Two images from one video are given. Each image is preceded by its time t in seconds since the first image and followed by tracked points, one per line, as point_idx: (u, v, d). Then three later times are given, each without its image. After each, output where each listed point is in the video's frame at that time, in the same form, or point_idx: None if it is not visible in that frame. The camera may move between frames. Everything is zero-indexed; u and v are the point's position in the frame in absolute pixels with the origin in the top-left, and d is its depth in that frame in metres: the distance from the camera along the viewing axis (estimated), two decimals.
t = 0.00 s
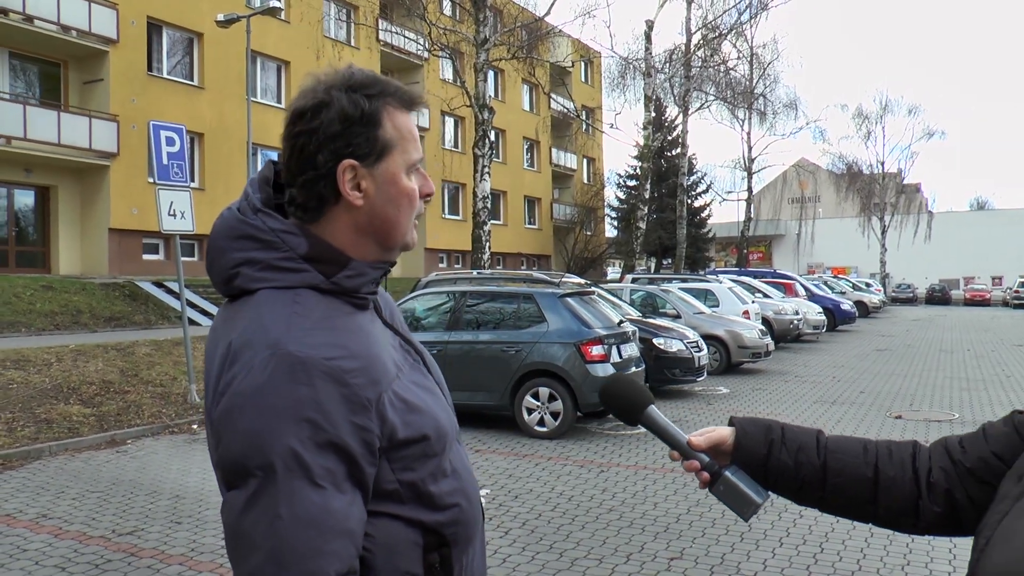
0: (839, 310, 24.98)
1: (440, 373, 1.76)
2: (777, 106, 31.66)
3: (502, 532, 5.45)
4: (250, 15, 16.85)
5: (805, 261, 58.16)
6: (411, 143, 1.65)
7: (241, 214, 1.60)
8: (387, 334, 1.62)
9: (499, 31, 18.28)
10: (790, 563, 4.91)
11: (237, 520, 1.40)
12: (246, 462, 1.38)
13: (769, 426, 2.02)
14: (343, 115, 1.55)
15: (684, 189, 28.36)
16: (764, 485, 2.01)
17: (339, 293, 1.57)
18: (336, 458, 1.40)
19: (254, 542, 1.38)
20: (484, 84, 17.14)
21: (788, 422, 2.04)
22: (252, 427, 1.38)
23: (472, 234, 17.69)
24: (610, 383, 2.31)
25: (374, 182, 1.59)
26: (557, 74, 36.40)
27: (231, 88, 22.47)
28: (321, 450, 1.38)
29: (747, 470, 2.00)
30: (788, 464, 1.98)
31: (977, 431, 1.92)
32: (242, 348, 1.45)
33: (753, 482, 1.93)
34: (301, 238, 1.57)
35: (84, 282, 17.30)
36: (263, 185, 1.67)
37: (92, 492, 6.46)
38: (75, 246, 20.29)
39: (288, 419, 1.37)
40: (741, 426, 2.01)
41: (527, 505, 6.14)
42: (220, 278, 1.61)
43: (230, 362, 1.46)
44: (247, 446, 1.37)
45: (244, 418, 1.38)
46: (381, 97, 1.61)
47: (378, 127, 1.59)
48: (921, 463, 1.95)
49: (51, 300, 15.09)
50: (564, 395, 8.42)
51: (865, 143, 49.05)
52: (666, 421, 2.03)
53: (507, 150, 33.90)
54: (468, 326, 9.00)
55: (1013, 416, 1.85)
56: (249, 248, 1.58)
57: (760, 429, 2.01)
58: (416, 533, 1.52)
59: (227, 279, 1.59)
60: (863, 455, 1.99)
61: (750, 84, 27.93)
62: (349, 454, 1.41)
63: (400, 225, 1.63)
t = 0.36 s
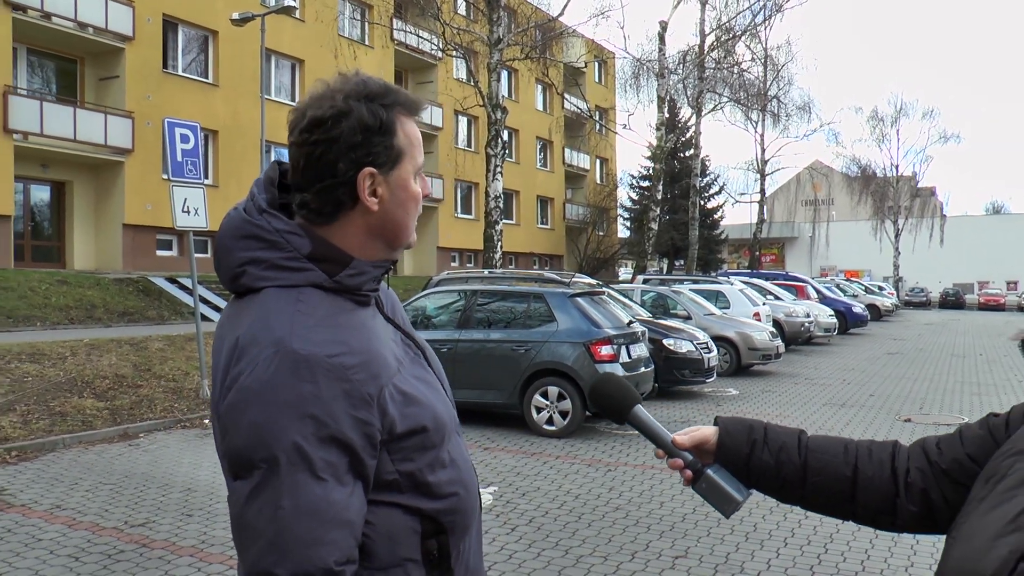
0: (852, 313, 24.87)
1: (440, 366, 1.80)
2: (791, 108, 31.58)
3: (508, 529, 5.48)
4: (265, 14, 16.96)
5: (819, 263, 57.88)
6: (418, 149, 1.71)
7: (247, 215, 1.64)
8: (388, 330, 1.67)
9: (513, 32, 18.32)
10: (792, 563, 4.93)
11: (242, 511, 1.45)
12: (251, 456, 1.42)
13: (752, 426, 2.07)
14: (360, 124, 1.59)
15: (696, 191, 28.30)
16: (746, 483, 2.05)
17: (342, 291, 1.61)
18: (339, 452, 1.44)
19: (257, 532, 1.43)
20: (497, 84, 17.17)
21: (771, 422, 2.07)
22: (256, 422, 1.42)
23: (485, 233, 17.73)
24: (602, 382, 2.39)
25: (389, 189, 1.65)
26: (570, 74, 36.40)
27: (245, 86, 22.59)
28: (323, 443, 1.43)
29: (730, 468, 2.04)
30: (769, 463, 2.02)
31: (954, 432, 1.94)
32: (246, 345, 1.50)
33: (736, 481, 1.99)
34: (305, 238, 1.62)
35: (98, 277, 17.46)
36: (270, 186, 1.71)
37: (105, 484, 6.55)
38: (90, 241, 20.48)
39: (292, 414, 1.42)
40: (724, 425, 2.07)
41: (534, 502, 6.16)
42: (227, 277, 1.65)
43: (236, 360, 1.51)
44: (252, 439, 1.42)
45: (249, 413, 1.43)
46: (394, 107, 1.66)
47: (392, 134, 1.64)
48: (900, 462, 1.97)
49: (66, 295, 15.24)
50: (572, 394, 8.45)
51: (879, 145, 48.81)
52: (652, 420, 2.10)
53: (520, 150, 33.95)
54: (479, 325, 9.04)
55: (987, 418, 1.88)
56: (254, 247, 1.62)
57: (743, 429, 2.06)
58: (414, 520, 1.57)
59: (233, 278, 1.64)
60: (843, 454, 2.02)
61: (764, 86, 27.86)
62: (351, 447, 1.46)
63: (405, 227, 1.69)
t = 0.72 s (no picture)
0: (875, 314, 24.60)
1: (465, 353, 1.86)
2: (814, 108, 31.32)
3: (528, 526, 5.51)
4: (289, 14, 17.11)
5: (843, 264, 57.32)
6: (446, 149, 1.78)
7: (280, 208, 1.66)
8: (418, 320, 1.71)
9: (536, 31, 18.32)
10: (810, 562, 4.90)
11: (287, 497, 1.47)
12: (298, 443, 1.46)
13: (763, 421, 2.09)
14: (412, 127, 1.64)
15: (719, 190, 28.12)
16: (756, 478, 2.07)
17: (372, 282, 1.65)
18: (383, 439, 1.48)
19: (302, 518, 1.46)
20: (520, 84, 17.17)
21: (780, 418, 2.09)
22: (303, 410, 1.46)
23: (507, 233, 17.75)
24: (615, 376, 2.43)
25: (426, 190, 1.71)
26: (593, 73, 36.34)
27: (268, 86, 22.80)
28: (369, 431, 1.46)
29: (739, 462, 2.07)
30: (777, 458, 2.04)
31: (960, 429, 1.94)
32: (289, 333, 1.54)
33: (745, 475, 2.01)
34: (337, 229, 1.65)
35: (124, 275, 17.71)
36: (296, 179, 1.73)
37: (130, 477, 6.66)
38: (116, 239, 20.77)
39: (338, 403, 1.45)
40: (734, 421, 2.09)
41: (554, 500, 6.18)
42: (258, 268, 1.68)
43: (276, 348, 1.55)
44: (298, 427, 1.45)
45: (294, 402, 1.46)
46: (436, 112, 1.71)
47: (430, 135, 1.69)
48: (909, 458, 1.97)
49: (93, 292, 15.48)
50: (593, 393, 8.45)
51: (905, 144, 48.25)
52: (663, 414, 2.13)
53: (543, 150, 33.97)
54: (500, 324, 9.08)
55: (995, 415, 1.87)
56: (287, 240, 1.65)
57: (753, 424, 2.08)
58: (443, 505, 1.62)
59: (263, 271, 1.67)
60: (852, 449, 2.03)
61: (788, 85, 27.64)
62: (394, 435, 1.49)
63: (431, 224, 1.77)
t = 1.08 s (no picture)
0: (887, 314, 24.47)
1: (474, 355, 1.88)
2: (825, 107, 31.19)
3: (539, 526, 5.52)
4: (300, 16, 17.22)
5: (856, 264, 57.03)
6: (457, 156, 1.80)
7: (289, 213, 1.68)
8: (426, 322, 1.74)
9: (547, 32, 18.34)
10: (820, 563, 4.90)
11: (299, 505, 1.50)
12: (308, 450, 1.48)
13: (769, 418, 2.09)
14: (425, 134, 1.65)
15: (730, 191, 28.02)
16: (761, 474, 2.08)
17: (381, 286, 1.67)
18: (392, 445, 1.50)
19: (313, 525, 1.48)
20: (531, 85, 17.19)
21: (786, 414, 2.10)
22: (313, 417, 1.48)
23: (517, 233, 17.77)
24: (622, 373, 2.44)
25: (435, 197, 1.73)
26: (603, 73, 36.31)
27: (280, 87, 22.92)
28: (377, 439, 1.48)
29: (746, 460, 2.08)
30: (784, 455, 2.05)
31: (967, 426, 1.94)
32: (298, 341, 1.56)
33: (751, 472, 2.02)
34: (346, 236, 1.67)
35: (136, 276, 17.84)
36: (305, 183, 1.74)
37: (142, 477, 6.71)
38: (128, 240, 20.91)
39: (348, 410, 1.47)
40: (741, 418, 2.10)
41: (564, 500, 6.20)
42: (267, 272, 1.70)
43: (284, 355, 1.57)
44: (309, 435, 1.47)
45: (305, 409, 1.48)
46: (449, 117, 1.73)
47: (442, 143, 1.71)
48: (914, 455, 1.97)
49: (105, 293, 15.60)
50: (603, 394, 8.46)
51: (917, 143, 48.00)
52: (670, 412, 2.14)
53: (554, 150, 33.97)
54: (511, 324, 9.09)
55: (1001, 412, 1.87)
56: (296, 245, 1.66)
57: (758, 422, 2.09)
58: (450, 505, 1.64)
59: (272, 275, 1.69)
60: (857, 446, 2.04)
61: (799, 84, 27.53)
62: (402, 441, 1.51)
63: (440, 229, 1.79)
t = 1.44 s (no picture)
0: (896, 315, 24.37)
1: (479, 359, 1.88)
2: (833, 108, 31.09)
3: (546, 528, 5.52)
4: (308, 20, 17.29)
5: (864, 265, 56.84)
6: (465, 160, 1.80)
7: (286, 214, 1.69)
8: (429, 325, 1.74)
9: (554, 34, 18.35)
10: (829, 564, 4.88)
11: (280, 506, 1.53)
12: (291, 454, 1.50)
13: (774, 419, 2.09)
14: (428, 139, 1.66)
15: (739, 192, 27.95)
16: (768, 475, 2.08)
17: (379, 290, 1.68)
18: (377, 453, 1.51)
19: (293, 527, 1.51)
20: (538, 87, 17.20)
21: (793, 415, 2.10)
22: (297, 422, 1.50)
23: (525, 235, 17.78)
24: (628, 375, 2.44)
25: (438, 201, 1.73)
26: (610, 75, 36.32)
27: (288, 91, 23.01)
28: (361, 446, 1.50)
29: (752, 462, 2.07)
30: (790, 456, 2.05)
31: (975, 426, 1.93)
32: (289, 346, 1.57)
33: (758, 474, 2.02)
34: (343, 239, 1.68)
35: (145, 279, 17.91)
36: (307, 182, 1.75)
37: (151, 479, 6.74)
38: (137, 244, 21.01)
39: (331, 416, 1.49)
40: (746, 419, 2.10)
41: (573, 502, 6.19)
42: (265, 275, 1.71)
43: (275, 358, 1.59)
44: (293, 439, 1.50)
45: (290, 413, 1.51)
46: (455, 123, 1.74)
47: (447, 147, 1.72)
48: (921, 455, 1.97)
49: (115, 296, 15.69)
50: (611, 395, 8.45)
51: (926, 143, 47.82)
52: (675, 413, 2.14)
53: (562, 153, 34.00)
54: (519, 326, 9.08)
55: (1009, 412, 1.85)
56: (291, 247, 1.67)
57: (765, 422, 2.09)
58: (449, 510, 1.65)
59: (270, 276, 1.70)
60: (864, 447, 2.03)
61: (807, 84, 27.46)
62: (389, 450, 1.53)
63: (445, 232, 1.79)
